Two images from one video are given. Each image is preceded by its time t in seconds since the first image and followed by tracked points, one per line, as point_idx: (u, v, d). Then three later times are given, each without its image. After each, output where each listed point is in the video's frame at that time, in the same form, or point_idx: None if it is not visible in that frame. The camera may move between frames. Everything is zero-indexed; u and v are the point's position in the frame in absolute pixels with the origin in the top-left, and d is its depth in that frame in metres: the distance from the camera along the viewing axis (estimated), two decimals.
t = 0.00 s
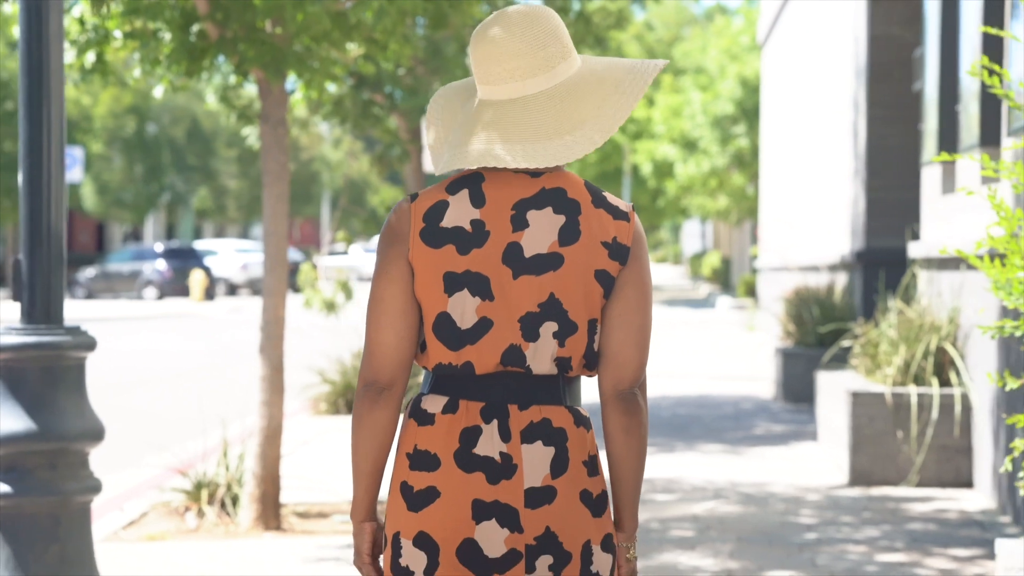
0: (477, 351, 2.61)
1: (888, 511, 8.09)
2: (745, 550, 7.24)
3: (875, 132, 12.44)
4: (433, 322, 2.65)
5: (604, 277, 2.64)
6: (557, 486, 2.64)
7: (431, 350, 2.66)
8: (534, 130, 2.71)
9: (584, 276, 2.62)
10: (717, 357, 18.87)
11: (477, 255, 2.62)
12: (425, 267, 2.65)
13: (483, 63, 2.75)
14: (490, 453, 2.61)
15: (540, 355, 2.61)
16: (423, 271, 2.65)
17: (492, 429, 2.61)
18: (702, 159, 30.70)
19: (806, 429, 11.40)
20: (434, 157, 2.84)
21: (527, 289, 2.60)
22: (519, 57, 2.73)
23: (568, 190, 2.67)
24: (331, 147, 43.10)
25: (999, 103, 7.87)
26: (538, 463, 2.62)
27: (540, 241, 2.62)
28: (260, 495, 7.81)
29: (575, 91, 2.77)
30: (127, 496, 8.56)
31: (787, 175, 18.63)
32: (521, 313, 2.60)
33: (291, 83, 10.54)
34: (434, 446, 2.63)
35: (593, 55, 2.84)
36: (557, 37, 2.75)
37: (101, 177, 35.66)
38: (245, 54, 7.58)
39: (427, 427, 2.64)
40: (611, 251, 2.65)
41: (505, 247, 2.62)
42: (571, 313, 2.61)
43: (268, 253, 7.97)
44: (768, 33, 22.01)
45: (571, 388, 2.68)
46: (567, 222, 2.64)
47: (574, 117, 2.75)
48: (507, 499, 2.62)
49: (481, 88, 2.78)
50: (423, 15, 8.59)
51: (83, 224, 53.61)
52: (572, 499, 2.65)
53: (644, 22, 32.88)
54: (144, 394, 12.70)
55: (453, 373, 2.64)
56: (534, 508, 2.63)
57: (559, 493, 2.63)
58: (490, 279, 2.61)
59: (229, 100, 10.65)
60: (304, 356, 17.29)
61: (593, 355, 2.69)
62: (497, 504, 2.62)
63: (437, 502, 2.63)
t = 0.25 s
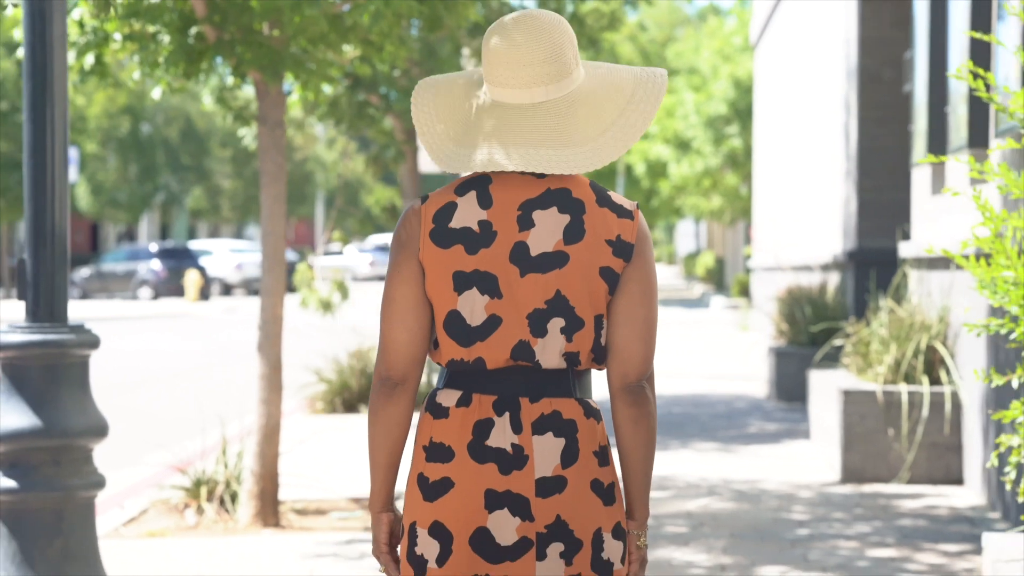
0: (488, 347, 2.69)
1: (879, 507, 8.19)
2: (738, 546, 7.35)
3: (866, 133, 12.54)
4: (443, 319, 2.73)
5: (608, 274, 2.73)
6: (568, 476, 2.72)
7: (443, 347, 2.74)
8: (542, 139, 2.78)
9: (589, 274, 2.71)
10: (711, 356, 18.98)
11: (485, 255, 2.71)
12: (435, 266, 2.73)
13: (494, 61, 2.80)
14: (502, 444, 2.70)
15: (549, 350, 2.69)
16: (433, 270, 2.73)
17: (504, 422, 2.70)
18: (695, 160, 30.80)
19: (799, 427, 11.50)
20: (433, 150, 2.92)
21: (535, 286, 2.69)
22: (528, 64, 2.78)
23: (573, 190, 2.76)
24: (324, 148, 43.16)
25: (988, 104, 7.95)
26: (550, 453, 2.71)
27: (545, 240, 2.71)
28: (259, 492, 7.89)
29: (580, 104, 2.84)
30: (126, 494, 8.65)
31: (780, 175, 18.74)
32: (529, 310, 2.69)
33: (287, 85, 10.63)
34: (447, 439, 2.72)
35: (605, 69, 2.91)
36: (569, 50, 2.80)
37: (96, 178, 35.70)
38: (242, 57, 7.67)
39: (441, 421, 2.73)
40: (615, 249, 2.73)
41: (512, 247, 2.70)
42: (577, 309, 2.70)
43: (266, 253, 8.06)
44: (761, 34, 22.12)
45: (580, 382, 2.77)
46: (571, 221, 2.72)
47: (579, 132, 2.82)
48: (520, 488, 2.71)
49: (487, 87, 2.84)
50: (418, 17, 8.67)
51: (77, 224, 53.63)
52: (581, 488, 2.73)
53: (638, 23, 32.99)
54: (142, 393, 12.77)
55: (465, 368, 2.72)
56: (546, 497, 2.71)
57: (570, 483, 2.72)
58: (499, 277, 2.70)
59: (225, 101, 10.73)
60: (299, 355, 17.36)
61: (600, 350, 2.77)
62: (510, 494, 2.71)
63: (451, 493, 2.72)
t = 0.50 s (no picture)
0: (503, 341, 2.79)
1: (870, 503, 8.30)
2: (731, 541, 7.45)
3: (858, 134, 12.65)
4: (458, 314, 2.83)
5: (616, 269, 2.82)
6: (585, 464, 2.82)
7: (459, 340, 2.84)
8: (553, 143, 2.87)
9: (598, 270, 2.80)
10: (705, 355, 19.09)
11: (497, 252, 2.80)
12: (449, 263, 2.83)
13: (508, 62, 2.90)
14: (520, 435, 2.80)
15: (561, 343, 2.79)
16: (447, 267, 2.83)
17: (522, 413, 2.81)
18: (689, 160, 30.92)
19: (791, 425, 11.61)
20: (435, 135, 2.98)
21: (546, 282, 2.78)
22: (544, 69, 2.88)
23: (582, 189, 2.85)
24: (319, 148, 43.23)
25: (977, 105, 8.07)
26: (566, 442, 2.81)
27: (555, 237, 2.80)
28: (258, 488, 7.99)
29: (588, 111, 2.94)
30: (127, 491, 8.75)
31: (772, 175, 18.86)
32: (541, 305, 2.78)
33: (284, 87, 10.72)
34: (467, 431, 2.82)
35: (615, 78, 3.03)
36: (583, 60, 2.91)
37: (91, 178, 35.75)
38: (241, 58, 7.76)
39: (460, 414, 2.83)
40: (623, 246, 2.82)
41: (523, 244, 2.80)
42: (588, 303, 2.80)
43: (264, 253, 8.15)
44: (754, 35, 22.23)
45: (595, 373, 2.87)
46: (580, 219, 2.81)
47: (589, 138, 2.91)
48: (538, 477, 2.81)
49: (499, 84, 2.92)
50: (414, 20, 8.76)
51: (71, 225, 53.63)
52: (598, 475, 2.83)
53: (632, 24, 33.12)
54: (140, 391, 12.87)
55: (482, 362, 2.82)
56: (564, 485, 2.81)
57: (587, 471, 2.82)
58: (511, 274, 2.79)
59: (222, 102, 10.82)
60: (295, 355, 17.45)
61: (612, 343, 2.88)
62: (528, 483, 2.81)
63: (472, 483, 2.82)
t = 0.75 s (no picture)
0: (519, 335, 2.88)
1: (862, 499, 8.41)
2: (724, 536, 7.55)
3: (851, 134, 12.74)
4: (473, 310, 2.91)
5: (627, 266, 2.92)
6: (604, 452, 2.92)
7: (476, 335, 2.93)
8: (574, 146, 2.99)
9: (609, 266, 2.90)
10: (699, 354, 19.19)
11: (511, 250, 2.89)
12: (464, 260, 2.91)
13: (529, 65, 3.02)
14: (539, 427, 2.89)
15: (576, 338, 2.89)
16: (463, 263, 2.91)
17: (539, 406, 2.90)
18: (683, 159, 31.03)
19: (785, 423, 11.72)
20: (452, 133, 3.05)
21: (560, 279, 2.88)
22: (564, 73, 3.00)
23: (592, 188, 2.95)
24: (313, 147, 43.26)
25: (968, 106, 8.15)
26: (584, 432, 2.91)
27: (567, 236, 2.89)
28: (257, 485, 8.07)
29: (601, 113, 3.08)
30: (127, 488, 8.84)
31: (766, 175, 18.96)
32: (555, 300, 2.88)
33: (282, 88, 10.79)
34: (488, 425, 2.90)
35: (620, 86, 3.16)
36: (597, 64, 3.05)
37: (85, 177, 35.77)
38: (240, 60, 7.83)
39: (481, 408, 2.91)
40: (634, 243, 2.92)
41: (537, 242, 2.88)
42: (601, 299, 2.90)
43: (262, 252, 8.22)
44: (748, 35, 22.33)
45: (609, 366, 2.97)
46: (591, 218, 2.91)
47: (605, 139, 3.04)
48: (558, 467, 2.90)
49: (520, 87, 3.04)
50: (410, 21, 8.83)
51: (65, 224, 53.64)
52: (616, 463, 2.93)
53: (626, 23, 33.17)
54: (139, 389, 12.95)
55: (499, 357, 2.91)
56: (583, 473, 2.91)
57: (605, 459, 2.92)
58: (524, 271, 2.88)
59: (219, 103, 10.88)
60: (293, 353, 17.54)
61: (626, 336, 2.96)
62: (549, 473, 2.90)
63: (494, 475, 2.90)
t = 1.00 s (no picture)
0: (535, 331, 2.99)
1: (854, 494, 8.53)
2: (718, 531, 7.67)
3: (844, 134, 12.86)
4: (489, 307, 3.02)
5: (637, 262, 3.03)
6: (621, 442, 3.03)
7: (493, 332, 3.03)
8: (589, 147, 3.09)
9: (620, 264, 3.02)
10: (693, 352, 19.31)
11: (526, 249, 3.00)
12: (480, 259, 3.02)
13: (546, 67, 3.15)
14: (558, 419, 3.00)
15: (590, 333, 3.00)
16: (478, 261, 3.02)
17: (558, 399, 3.00)
18: (678, 159, 31.15)
19: (778, 420, 11.84)
20: (475, 133, 3.17)
21: (574, 276, 2.99)
22: (581, 75, 3.13)
23: (603, 187, 3.06)
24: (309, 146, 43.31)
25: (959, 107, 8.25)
26: (601, 424, 3.01)
27: (580, 234, 3.00)
28: (256, 482, 8.17)
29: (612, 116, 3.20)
30: (128, 484, 8.96)
31: (760, 174, 19.08)
32: (570, 297, 2.99)
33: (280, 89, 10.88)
34: (507, 419, 3.01)
35: (623, 92, 3.29)
36: (611, 69, 3.18)
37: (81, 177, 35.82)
38: (239, 61, 7.94)
39: (500, 404, 3.02)
40: (644, 240, 3.03)
41: (551, 241, 3.00)
42: (613, 295, 3.01)
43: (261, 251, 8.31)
44: (743, 36, 22.45)
45: (623, 359, 3.08)
46: (603, 216, 3.02)
47: (617, 140, 3.16)
48: (577, 457, 3.00)
49: (537, 89, 3.16)
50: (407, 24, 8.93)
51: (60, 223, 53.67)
52: (633, 451, 3.04)
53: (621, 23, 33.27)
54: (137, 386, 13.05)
55: (516, 352, 3.02)
56: (602, 463, 3.01)
57: (622, 449, 3.03)
58: (539, 269, 2.99)
59: (218, 103, 10.98)
60: (290, 351, 17.65)
61: (636, 330, 3.07)
62: (569, 464, 3.00)
63: (515, 468, 3.01)
